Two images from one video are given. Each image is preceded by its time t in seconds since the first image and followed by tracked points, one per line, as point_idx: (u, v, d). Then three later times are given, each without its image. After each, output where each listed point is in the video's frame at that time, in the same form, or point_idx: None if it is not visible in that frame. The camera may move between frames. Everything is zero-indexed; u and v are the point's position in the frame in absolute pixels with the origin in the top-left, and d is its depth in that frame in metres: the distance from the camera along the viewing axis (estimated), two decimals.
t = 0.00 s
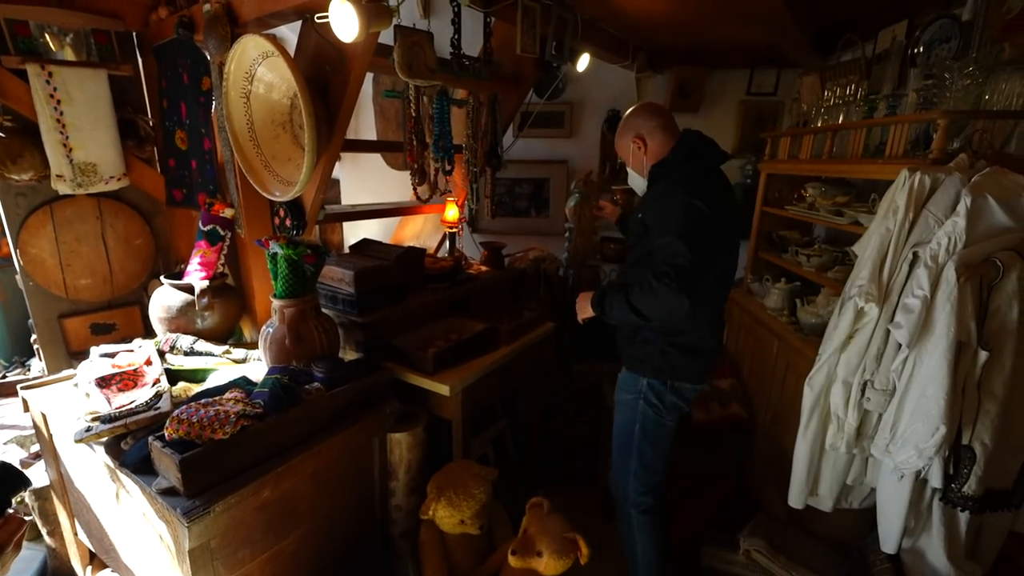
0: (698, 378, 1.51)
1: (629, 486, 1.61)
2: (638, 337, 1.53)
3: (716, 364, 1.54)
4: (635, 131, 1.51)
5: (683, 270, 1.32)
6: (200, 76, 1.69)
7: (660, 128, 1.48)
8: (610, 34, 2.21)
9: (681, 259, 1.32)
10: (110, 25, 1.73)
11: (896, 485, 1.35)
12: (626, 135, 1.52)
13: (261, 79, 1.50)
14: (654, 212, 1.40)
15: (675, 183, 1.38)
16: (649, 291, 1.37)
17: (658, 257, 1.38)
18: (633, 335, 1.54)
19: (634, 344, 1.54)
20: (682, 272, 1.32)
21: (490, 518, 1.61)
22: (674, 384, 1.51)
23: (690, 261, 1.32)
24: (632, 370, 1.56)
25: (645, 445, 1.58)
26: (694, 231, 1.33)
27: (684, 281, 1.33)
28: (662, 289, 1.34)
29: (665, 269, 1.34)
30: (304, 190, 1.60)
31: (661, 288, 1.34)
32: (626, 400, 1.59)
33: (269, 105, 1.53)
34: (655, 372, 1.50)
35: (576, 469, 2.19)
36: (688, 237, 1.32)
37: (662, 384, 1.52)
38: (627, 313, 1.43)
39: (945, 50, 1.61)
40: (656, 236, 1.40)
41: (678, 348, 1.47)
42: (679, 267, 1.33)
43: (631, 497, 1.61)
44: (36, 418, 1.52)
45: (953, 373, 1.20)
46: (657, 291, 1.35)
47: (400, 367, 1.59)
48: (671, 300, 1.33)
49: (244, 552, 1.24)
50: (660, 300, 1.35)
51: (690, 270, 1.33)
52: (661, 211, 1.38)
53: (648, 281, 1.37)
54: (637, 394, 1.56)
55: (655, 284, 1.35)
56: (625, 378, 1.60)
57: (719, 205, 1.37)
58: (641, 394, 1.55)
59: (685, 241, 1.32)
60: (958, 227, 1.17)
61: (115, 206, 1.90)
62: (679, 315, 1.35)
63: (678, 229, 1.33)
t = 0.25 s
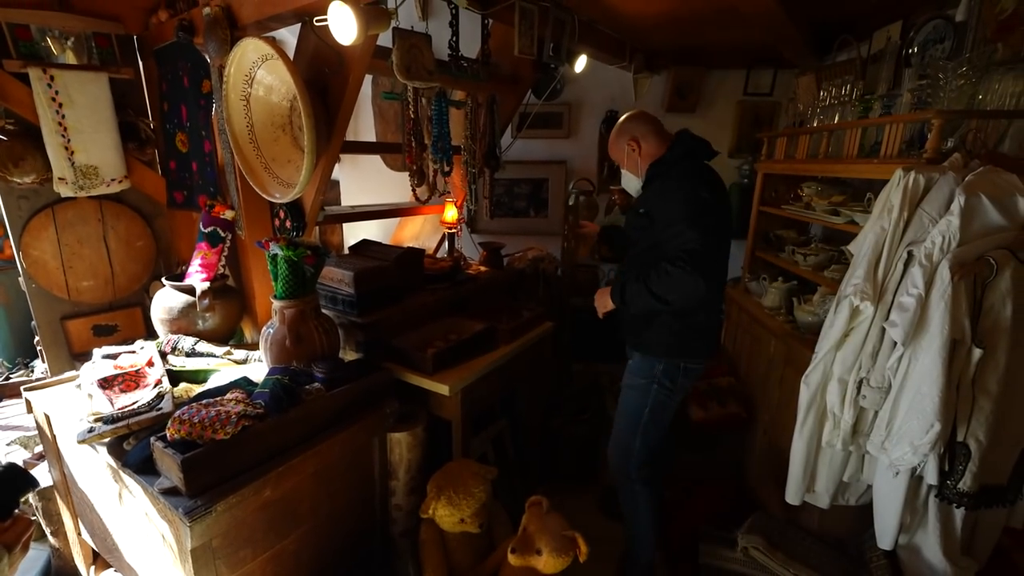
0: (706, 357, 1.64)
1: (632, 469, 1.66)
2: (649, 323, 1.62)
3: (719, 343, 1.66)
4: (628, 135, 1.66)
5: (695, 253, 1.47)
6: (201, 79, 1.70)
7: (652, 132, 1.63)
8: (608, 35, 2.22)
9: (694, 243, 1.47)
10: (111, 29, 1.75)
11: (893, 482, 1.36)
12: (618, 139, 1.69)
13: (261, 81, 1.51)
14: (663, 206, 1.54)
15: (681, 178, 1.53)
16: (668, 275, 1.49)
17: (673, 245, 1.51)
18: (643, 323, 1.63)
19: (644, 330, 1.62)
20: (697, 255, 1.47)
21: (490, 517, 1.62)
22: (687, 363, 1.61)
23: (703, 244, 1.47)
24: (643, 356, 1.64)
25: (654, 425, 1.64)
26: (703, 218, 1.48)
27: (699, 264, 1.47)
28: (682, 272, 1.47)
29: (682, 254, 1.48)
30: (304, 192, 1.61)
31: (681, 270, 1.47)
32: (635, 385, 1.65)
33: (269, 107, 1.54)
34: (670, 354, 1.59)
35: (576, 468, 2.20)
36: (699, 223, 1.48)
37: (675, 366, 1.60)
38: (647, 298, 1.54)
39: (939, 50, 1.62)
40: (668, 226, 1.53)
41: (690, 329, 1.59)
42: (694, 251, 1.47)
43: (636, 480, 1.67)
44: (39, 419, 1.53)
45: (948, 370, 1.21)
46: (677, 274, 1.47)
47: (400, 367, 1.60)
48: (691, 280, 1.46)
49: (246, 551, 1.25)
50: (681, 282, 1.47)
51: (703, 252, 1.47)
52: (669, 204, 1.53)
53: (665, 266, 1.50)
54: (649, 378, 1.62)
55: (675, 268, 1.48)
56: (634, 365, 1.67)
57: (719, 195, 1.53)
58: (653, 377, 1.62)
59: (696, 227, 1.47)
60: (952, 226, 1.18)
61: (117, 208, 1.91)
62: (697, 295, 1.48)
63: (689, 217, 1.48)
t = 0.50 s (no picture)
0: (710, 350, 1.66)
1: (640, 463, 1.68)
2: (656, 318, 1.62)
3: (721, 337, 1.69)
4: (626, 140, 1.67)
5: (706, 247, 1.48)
6: (199, 81, 1.70)
7: (650, 137, 1.64)
8: (606, 36, 2.23)
9: (703, 237, 1.48)
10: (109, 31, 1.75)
11: (892, 482, 1.36)
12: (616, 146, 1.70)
13: (259, 82, 1.51)
14: (669, 202, 1.54)
15: (687, 174, 1.54)
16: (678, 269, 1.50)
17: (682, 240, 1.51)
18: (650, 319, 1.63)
19: (650, 326, 1.63)
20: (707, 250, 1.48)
21: (490, 518, 1.62)
22: (694, 357, 1.62)
23: (712, 239, 1.48)
24: (650, 351, 1.64)
25: (661, 418, 1.65)
26: (710, 213, 1.49)
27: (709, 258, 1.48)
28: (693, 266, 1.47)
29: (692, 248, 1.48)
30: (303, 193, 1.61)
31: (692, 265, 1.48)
32: (642, 381, 1.66)
33: (268, 108, 1.54)
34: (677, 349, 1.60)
35: (576, 469, 2.20)
36: (706, 218, 1.49)
37: (683, 360, 1.62)
38: (658, 293, 1.54)
39: (938, 50, 1.63)
40: (675, 222, 1.53)
41: (697, 323, 1.60)
42: (703, 245, 1.48)
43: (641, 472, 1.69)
44: (38, 421, 1.53)
45: (947, 370, 1.21)
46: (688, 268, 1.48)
47: (400, 368, 1.60)
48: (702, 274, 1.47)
49: (245, 553, 1.25)
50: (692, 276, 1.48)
51: (712, 246, 1.49)
52: (676, 200, 1.53)
53: (676, 262, 1.51)
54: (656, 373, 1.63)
55: (686, 263, 1.49)
56: (639, 361, 1.68)
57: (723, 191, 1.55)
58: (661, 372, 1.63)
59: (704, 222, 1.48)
60: (949, 226, 1.19)
61: (116, 210, 1.91)
62: (708, 288, 1.50)
63: (696, 212, 1.49)
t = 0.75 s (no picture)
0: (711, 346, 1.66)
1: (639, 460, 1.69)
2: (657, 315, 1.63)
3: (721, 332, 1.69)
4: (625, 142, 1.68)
5: (709, 243, 1.47)
6: (198, 84, 1.70)
7: (650, 137, 1.64)
8: (603, 37, 2.23)
9: (705, 234, 1.48)
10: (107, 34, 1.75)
11: (890, 480, 1.37)
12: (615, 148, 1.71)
13: (258, 86, 1.52)
14: (670, 200, 1.54)
15: (687, 171, 1.54)
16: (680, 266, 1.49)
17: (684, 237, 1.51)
18: (652, 316, 1.63)
19: (652, 323, 1.63)
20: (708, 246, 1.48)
21: (490, 518, 1.62)
22: (696, 353, 1.63)
23: (713, 235, 1.48)
24: (652, 348, 1.64)
25: (664, 414, 1.66)
26: (711, 210, 1.49)
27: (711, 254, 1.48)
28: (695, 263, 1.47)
29: (694, 244, 1.48)
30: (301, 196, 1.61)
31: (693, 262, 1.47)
32: (645, 378, 1.66)
33: (266, 111, 1.55)
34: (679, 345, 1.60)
35: (575, 469, 2.21)
36: (707, 215, 1.48)
37: (685, 356, 1.62)
38: (661, 291, 1.54)
39: (934, 49, 1.63)
40: (677, 219, 1.53)
41: (699, 319, 1.61)
42: (705, 242, 1.48)
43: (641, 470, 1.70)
44: (37, 425, 1.53)
45: (944, 369, 1.22)
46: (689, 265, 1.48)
47: (399, 370, 1.61)
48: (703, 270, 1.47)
49: (245, 556, 1.25)
50: (694, 273, 1.48)
51: (713, 243, 1.48)
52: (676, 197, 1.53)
53: (679, 260, 1.50)
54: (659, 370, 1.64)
55: (687, 259, 1.48)
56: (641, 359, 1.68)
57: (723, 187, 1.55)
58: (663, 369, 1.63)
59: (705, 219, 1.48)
60: (946, 224, 1.19)
61: (115, 214, 1.91)
62: (711, 284, 1.50)
63: (697, 209, 1.49)
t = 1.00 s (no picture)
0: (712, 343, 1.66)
1: (641, 459, 1.69)
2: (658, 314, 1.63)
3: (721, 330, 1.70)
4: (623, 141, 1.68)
5: (710, 241, 1.48)
6: (195, 86, 1.70)
7: (647, 137, 1.65)
8: (600, 38, 2.24)
9: (706, 232, 1.48)
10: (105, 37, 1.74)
11: (890, 478, 1.37)
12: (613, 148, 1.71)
13: (255, 88, 1.52)
14: (670, 199, 1.54)
15: (687, 170, 1.53)
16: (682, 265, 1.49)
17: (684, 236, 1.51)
18: (654, 315, 1.63)
19: (653, 322, 1.63)
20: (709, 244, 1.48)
21: (490, 519, 1.62)
22: (698, 351, 1.63)
23: (713, 234, 1.48)
24: (654, 348, 1.64)
25: (667, 413, 1.66)
26: (711, 209, 1.49)
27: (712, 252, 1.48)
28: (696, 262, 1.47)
29: (694, 243, 1.48)
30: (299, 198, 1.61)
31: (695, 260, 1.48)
32: (648, 377, 1.66)
33: (264, 113, 1.55)
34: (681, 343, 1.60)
35: (575, 469, 2.20)
36: (707, 213, 1.48)
37: (687, 354, 1.62)
38: (663, 290, 1.54)
39: (929, 48, 1.64)
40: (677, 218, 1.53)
41: (700, 316, 1.61)
42: (706, 240, 1.48)
43: (643, 469, 1.70)
44: (36, 429, 1.53)
45: (943, 366, 1.22)
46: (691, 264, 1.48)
47: (398, 371, 1.61)
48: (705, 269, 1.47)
49: (245, 558, 1.25)
50: (696, 271, 1.48)
51: (714, 241, 1.48)
52: (676, 196, 1.53)
53: (681, 258, 1.50)
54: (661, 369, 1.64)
55: (688, 258, 1.48)
56: (642, 358, 1.68)
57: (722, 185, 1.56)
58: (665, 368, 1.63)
59: (706, 217, 1.48)
60: (943, 222, 1.20)
61: (113, 217, 1.91)
62: (712, 282, 1.50)
63: (697, 208, 1.49)
